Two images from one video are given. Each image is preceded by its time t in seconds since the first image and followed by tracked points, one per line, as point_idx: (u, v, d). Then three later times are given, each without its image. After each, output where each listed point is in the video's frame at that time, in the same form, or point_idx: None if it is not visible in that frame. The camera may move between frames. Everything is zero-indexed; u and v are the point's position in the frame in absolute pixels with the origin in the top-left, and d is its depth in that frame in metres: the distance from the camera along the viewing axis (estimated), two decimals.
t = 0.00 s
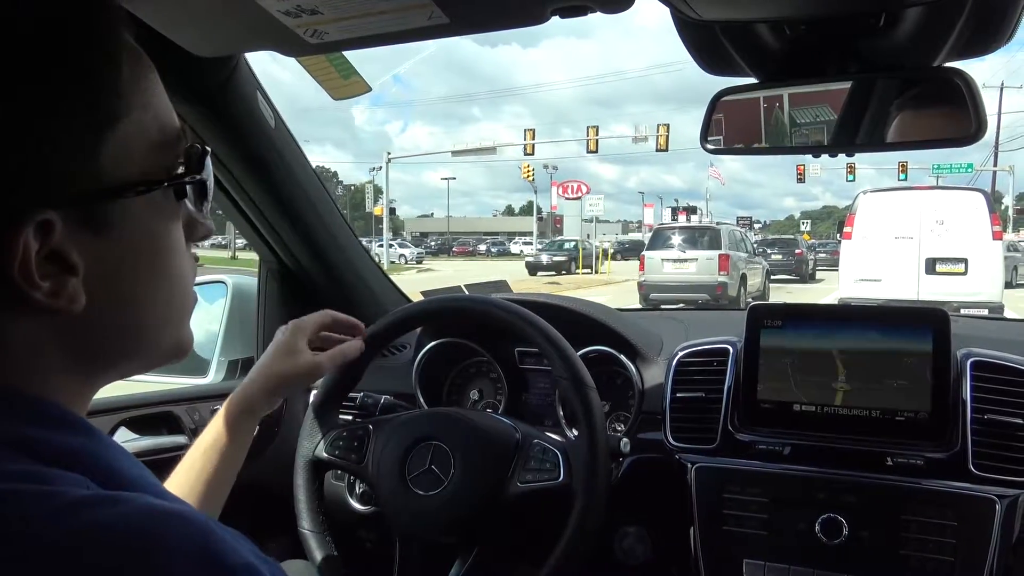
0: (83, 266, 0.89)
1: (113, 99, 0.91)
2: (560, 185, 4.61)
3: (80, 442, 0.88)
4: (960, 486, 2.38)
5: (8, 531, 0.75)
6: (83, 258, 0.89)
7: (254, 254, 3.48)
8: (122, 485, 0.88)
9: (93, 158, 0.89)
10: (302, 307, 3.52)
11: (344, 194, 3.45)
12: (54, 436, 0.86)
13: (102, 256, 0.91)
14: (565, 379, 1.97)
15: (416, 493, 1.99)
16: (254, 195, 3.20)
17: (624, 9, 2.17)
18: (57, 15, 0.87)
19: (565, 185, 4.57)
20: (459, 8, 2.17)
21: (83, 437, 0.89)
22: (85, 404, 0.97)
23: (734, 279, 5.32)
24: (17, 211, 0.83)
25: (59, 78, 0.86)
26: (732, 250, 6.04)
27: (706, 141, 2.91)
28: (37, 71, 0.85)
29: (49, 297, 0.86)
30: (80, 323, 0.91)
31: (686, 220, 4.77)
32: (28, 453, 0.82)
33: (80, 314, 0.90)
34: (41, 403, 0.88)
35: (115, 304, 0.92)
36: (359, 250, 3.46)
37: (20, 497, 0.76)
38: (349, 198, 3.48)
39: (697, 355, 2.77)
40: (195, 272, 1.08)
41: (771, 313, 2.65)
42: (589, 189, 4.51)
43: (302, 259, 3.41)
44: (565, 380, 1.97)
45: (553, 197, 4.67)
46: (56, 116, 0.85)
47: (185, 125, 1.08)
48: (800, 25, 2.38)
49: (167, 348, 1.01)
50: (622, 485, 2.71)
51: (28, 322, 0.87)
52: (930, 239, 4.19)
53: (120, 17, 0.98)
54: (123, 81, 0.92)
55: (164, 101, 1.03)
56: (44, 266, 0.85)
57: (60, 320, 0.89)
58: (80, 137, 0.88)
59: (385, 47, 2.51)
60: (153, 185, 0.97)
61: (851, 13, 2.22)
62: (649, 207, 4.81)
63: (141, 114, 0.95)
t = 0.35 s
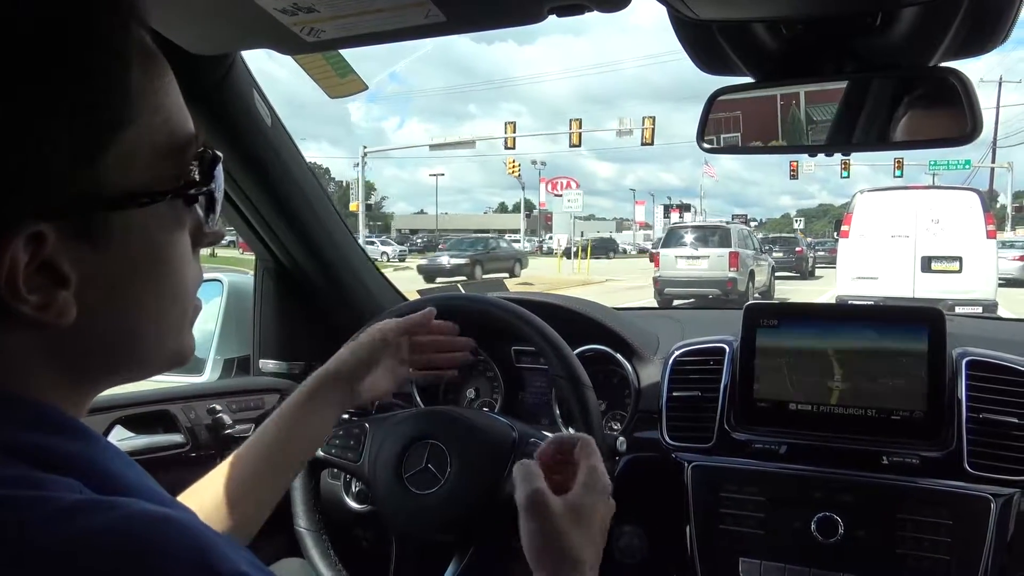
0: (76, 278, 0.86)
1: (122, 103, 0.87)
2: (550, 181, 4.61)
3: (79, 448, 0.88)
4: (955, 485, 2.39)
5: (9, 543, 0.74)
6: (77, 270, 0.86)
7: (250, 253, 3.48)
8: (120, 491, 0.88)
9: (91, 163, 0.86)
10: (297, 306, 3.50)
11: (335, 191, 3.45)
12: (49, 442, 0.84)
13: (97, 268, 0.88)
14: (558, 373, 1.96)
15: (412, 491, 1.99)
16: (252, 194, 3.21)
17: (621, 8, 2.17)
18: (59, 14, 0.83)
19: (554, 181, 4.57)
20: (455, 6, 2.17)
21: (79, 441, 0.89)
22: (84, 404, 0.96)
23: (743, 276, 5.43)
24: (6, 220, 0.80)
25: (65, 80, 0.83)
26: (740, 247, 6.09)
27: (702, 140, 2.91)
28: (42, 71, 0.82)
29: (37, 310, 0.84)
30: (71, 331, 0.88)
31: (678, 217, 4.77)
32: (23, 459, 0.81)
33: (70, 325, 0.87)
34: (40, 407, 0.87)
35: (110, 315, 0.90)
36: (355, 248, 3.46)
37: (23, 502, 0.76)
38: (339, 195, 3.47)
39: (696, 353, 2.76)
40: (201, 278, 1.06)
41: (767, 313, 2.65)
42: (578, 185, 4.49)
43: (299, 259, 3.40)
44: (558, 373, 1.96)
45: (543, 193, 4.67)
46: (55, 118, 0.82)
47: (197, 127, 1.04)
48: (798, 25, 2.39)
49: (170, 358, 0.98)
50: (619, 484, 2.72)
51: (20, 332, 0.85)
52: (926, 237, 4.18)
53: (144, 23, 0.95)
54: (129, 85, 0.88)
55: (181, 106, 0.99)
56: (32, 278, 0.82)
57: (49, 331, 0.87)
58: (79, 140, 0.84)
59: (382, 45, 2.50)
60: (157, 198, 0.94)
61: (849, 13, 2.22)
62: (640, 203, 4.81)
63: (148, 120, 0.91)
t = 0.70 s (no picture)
0: (70, 276, 0.87)
1: (109, 100, 0.88)
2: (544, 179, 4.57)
3: (79, 447, 0.87)
4: (951, 481, 2.41)
5: (4, 536, 0.76)
6: (71, 268, 0.87)
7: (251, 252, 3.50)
8: (120, 491, 0.88)
9: (87, 161, 0.86)
10: (295, 303, 3.52)
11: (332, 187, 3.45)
12: (52, 439, 0.85)
13: (93, 265, 0.88)
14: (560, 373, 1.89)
15: (415, 490, 1.98)
16: (251, 192, 3.23)
17: (619, 6, 2.17)
18: (58, 15, 0.85)
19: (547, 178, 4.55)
20: (453, 5, 2.17)
21: (85, 441, 0.89)
22: (93, 406, 0.97)
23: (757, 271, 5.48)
24: None
25: (55, 78, 0.84)
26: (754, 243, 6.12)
27: (700, 138, 2.92)
28: (37, 70, 0.83)
29: (27, 306, 0.85)
30: (65, 328, 0.89)
31: (675, 214, 4.78)
32: (22, 455, 0.81)
33: (62, 325, 0.88)
34: (48, 405, 0.88)
35: (101, 311, 0.90)
36: (355, 248, 3.47)
37: (17, 498, 0.77)
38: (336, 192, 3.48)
39: (692, 351, 2.78)
40: (215, 270, 1.05)
41: (765, 310, 2.67)
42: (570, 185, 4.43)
43: (299, 257, 3.41)
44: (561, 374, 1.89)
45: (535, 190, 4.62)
46: (50, 117, 0.83)
47: (198, 120, 1.03)
48: (794, 23, 2.40)
49: (173, 359, 0.98)
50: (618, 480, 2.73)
51: (16, 329, 0.87)
52: (926, 236, 4.17)
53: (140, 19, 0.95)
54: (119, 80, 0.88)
55: (177, 93, 0.98)
56: (21, 276, 0.83)
57: (42, 328, 0.87)
58: (74, 138, 0.85)
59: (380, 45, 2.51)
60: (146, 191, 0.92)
61: (845, 12, 2.23)
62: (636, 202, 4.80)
63: (139, 114, 0.91)
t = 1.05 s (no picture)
0: (81, 271, 0.87)
1: (113, 102, 0.87)
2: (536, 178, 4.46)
3: (85, 449, 0.87)
4: (949, 482, 2.41)
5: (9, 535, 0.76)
6: (82, 264, 0.87)
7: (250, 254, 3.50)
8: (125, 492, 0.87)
9: (91, 160, 0.87)
10: (294, 303, 3.53)
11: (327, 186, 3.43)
12: (56, 440, 0.85)
13: (101, 262, 0.89)
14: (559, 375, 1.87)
15: (413, 490, 1.96)
16: (252, 194, 3.24)
17: (618, 7, 2.18)
18: (58, 14, 0.85)
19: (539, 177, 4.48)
20: (452, 6, 2.18)
21: (91, 443, 0.88)
22: (99, 404, 0.97)
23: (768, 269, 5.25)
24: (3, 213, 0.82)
25: (57, 79, 0.84)
26: (764, 243, 6.10)
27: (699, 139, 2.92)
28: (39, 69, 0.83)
29: (40, 302, 0.85)
30: (69, 323, 0.89)
31: (671, 214, 4.78)
32: (25, 456, 0.81)
33: (72, 320, 0.89)
34: (49, 407, 0.88)
35: (104, 308, 0.90)
36: (354, 249, 3.47)
37: (22, 498, 0.77)
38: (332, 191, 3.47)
39: (691, 351, 2.79)
40: (219, 275, 1.05)
41: (764, 311, 2.67)
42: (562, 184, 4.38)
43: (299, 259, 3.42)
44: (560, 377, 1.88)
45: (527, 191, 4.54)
46: (58, 115, 0.84)
47: (203, 122, 1.03)
48: (793, 25, 2.41)
49: (178, 360, 0.98)
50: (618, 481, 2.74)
51: (26, 324, 0.87)
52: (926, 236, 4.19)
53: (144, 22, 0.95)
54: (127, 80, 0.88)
55: (183, 99, 0.98)
56: (35, 270, 0.84)
57: (51, 322, 0.88)
58: (80, 137, 0.86)
59: (380, 46, 2.51)
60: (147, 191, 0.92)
61: (843, 13, 2.24)
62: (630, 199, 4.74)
63: (146, 114, 0.91)
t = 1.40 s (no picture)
0: (116, 261, 0.89)
1: (141, 100, 0.90)
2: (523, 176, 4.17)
3: (93, 450, 0.87)
4: (948, 482, 2.41)
5: (10, 540, 0.76)
6: (116, 254, 0.89)
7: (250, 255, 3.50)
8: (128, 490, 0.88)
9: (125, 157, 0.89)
10: (295, 303, 3.53)
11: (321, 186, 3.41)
12: (60, 440, 0.85)
13: (129, 256, 0.91)
14: (558, 376, 1.80)
15: (413, 491, 1.97)
16: (250, 193, 3.23)
17: (618, 8, 2.18)
18: (59, 15, 0.86)
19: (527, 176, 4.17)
20: (453, 7, 2.18)
21: (96, 442, 0.89)
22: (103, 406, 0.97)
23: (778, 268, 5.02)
24: (52, 205, 0.83)
25: (92, 75, 0.85)
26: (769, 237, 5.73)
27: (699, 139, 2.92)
28: (70, 65, 0.84)
29: (85, 290, 0.87)
30: (99, 318, 0.90)
31: (666, 214, 4.79)
32: (34, 458, 0.82)
33: (104, 315, 0.90)
34: (54, 409, 0.88)
35: (133, 301, 0.92)
36: (354, 249, 3.49)
37: (17, 499, 0.77)
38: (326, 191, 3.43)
39: (691, 352, 2.79)
40: (208, 279, 1.04)
41: (764, 312, 2.68)
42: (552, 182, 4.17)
43: (300, 260, 3.43)
44: (560, 377, 1.81)
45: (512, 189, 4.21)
46: (96, 110, 0.85)
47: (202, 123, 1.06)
48: (792, 27, 2.42)
49: (178, 357, 0.99)
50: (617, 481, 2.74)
51: (53, 319, 0.88)
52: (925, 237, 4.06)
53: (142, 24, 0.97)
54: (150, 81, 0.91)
55: (183, 101, 1.00)
56: (80, 262, 0.86)
57: (87, 315, 0.89)
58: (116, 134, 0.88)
59: (380, 47, 2.51)
60: (163, 188, 0.94)
61: (843, 15, 2.25)
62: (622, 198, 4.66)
63: (164, 116, 0.94)
